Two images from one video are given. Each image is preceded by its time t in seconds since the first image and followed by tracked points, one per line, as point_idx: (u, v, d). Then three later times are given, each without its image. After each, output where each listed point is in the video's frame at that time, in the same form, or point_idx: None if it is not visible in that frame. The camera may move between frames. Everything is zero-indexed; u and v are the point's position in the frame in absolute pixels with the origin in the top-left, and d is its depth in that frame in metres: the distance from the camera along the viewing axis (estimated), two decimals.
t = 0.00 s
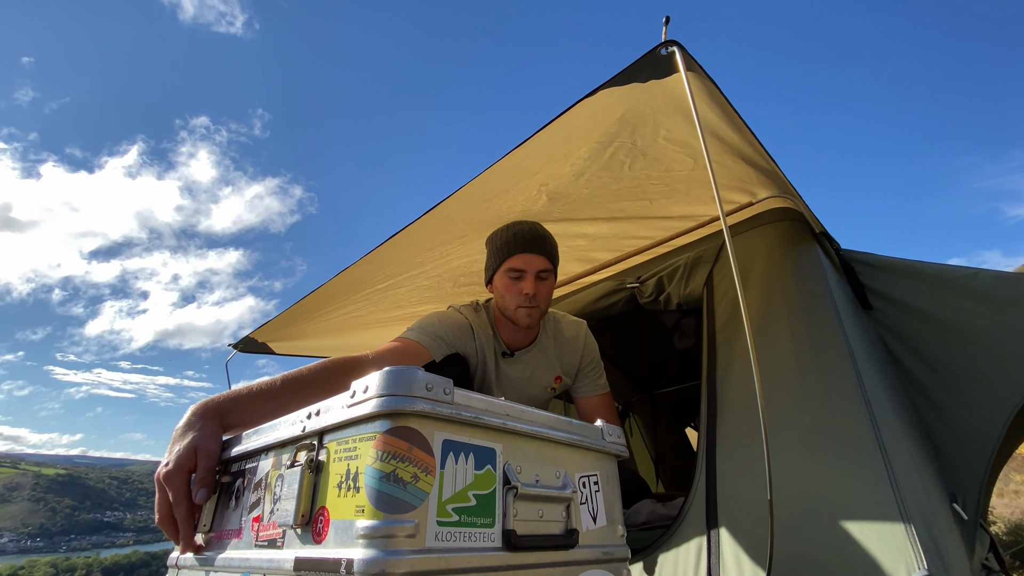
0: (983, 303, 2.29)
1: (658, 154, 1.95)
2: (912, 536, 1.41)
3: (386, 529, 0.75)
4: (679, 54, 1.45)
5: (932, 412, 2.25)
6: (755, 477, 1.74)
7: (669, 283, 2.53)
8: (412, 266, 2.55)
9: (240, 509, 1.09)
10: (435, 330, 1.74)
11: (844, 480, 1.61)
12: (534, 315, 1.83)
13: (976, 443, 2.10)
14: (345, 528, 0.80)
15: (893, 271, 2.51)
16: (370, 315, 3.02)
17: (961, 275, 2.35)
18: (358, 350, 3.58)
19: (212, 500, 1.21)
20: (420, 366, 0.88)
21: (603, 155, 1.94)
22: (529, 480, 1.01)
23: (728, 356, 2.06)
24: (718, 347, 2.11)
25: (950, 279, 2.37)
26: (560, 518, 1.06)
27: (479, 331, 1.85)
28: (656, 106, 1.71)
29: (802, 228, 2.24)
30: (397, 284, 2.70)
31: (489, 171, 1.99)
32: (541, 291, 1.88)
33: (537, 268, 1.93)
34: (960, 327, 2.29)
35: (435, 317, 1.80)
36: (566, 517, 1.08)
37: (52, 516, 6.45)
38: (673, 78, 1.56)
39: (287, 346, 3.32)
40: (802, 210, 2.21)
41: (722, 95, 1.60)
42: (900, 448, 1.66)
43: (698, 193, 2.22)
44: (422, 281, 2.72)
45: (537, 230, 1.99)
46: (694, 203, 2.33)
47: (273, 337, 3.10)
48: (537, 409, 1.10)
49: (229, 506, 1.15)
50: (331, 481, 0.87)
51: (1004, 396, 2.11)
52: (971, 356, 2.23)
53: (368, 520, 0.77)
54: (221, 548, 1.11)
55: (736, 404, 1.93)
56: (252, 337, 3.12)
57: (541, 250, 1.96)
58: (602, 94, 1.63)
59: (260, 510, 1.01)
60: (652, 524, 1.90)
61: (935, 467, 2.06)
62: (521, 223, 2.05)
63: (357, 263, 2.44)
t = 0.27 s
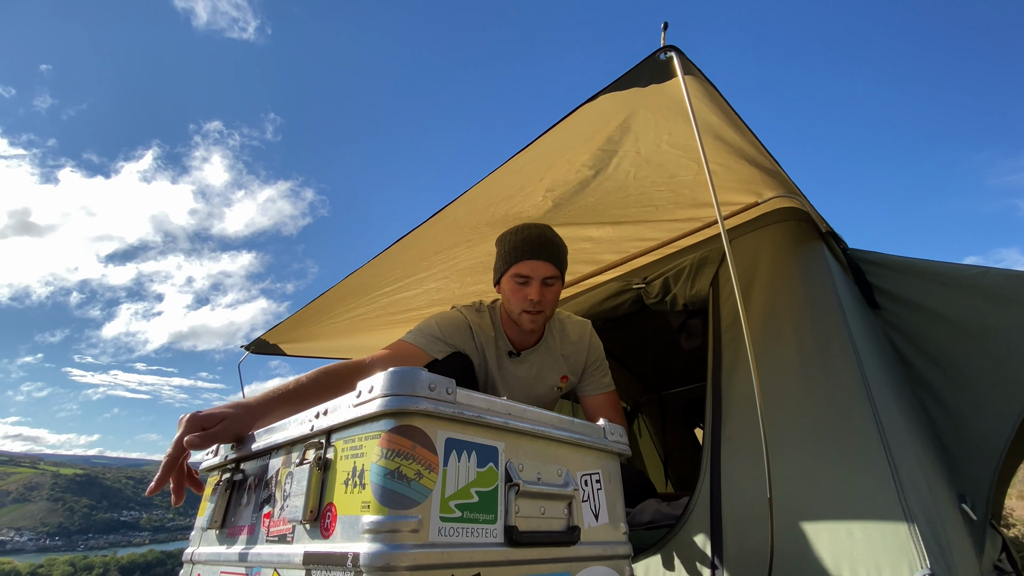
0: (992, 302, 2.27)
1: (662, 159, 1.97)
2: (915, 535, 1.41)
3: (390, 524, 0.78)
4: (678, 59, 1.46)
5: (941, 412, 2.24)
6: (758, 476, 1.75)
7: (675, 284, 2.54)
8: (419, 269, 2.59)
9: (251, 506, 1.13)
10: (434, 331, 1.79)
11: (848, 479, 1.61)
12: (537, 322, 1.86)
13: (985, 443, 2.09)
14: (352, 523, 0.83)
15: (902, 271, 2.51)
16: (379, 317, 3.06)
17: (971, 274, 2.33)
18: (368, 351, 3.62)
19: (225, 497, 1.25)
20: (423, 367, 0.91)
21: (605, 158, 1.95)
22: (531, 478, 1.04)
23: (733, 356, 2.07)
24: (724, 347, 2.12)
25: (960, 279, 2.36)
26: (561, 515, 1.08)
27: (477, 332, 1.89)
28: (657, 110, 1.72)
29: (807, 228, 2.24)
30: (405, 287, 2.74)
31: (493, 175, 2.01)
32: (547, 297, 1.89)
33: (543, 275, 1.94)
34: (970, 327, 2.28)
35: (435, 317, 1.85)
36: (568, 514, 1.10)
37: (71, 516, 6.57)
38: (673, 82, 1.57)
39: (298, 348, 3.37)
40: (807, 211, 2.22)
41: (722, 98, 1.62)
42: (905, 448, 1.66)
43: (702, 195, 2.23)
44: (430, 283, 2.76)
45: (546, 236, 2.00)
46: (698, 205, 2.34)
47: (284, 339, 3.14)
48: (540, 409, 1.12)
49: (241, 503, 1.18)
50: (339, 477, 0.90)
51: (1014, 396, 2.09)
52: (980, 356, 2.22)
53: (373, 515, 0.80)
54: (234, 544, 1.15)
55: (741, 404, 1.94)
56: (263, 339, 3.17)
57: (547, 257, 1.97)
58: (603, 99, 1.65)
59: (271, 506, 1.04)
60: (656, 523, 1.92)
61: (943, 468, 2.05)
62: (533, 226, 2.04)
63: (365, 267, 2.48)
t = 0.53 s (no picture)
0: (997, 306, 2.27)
1: (665, 161, 1.97)
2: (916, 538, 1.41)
3: (394, 522, 0.79)
4: (681, 62, 1.47)
5: (945, 416, 2.24)
6: (759, 478, 1.75)
7: (678, 285, 2.55)
8: (422, 270, 2.60)
9: (256, 504, 1.14)
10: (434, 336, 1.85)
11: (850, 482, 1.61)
12: (548, 321, 1.89)
13: (989, 447, 2.09)
14: (356, 522, 0.84)
15: (906, 275, 2.51)
16: (382, 317, 3.07)
17: (976, 278, 2.33)
18: (372, 351, 3.63)
19: (231, 495, 1.26)
20: (428, 367, 0.92)
21: (609, 161, 1.96)
22: (533, 478, 1.05)
23: (736, 358, 2.08)
24: (726, 350, 2.13)
25: (965, 282, 2.35)
26: (563, 515, 1.09)
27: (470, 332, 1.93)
28: (660, 113, 1.73)
29: (811, 230, 2.24)
30: (409, 288, 2.75)
31: (496, 178, 2.02)
32: (563, 301, 1.91)
33: (566, 279, 1.93)
34: (975, 331, 2.27)
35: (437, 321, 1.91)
36: (570, 515, 1.11)
37: (75, 513, 6.61)
38: (675, 85, 1.58)
39: (302, 348, 3.38)
40: (811, 214, 2.22)
41: (725, 102, 1.62)
42: (908, 451, 1.66)
43: (705, 197, 2.24)
44: (433, 284, 2.77)
45: (575, 241, 1.98)
46: (702, 207, 2.34)
47: (288, 338, 3.16)
48: (543, 410, 1.13)
49: (246, 501, 1.20)
50: (342, 476, 0.91)
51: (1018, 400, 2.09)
52: (984, 360, 2.22)
53: (377, 514, 0.81)
54: (239, 541, 1.16)
55: (744, 406, 1.94)
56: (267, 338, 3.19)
57: (574, 261, 1.96)
58: (606, 103, 1.65)
59: (275, 504, 1.06)
60: (658, 525, 1.92)
61: (947, 471, 2.05)
62: (561, 230, 2.02)
63: (369, 268, 2.49)
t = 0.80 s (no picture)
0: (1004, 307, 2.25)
1: (673, 163, 1.96)
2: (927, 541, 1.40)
3: (402, 525, 0.78)
4: (690, 61, 1.45)
5: (952, 418, 2.23)
6: (766, 480, 1.74)
7: (683, 286, 2.54)
8: (426, 270, 2.58)
9: (261, 505, 1.13)
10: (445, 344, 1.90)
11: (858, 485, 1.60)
12: (550, 322, 1.89)
13: (998, 449, 2.07)
14: (364, 524, 0.83)
15: (912, 275, 2.49)
16: (385, 317, 3.06)
17: (983, 279, 2.32)
18: (374, 350, 3.62)
19: (235, 496, 1.25)
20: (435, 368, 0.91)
21: (615, 161, 1.94)
22: (541, 480, 1.04)
23: (741, 359, 2.07)
24: (732, 351, 2.12)
25: (971, 283, 2.34)
26: (571, 517, 1.08)
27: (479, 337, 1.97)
28: (667, 112, 1.71)
29: (817, 231, 2.23)
30: (411, 287, 2.74)
31: (501, 178, 2.01)
32: (560, 299, 1.92)
33: (558, 275, 1.97)
34: (982, 332, 2.26)
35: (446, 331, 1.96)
36: (578, 517, 1.10)
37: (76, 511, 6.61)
38: (684, 85, 1.56)
39: (304, 347, 3.37)
40: (817, 214, 2.21)
41: (734, 101, 1.60)
42: (917, 453, 1.65)
43: (710, 198, 2.22)
44: (436, 284, 2.75)
45: (558, 238, 2.03)
46: (707, 207, 2.33)
47: (290, 338, 3.15)
48: (550, 411, 1.12)
49: (252, 501, 1.18)
50: (350, 478, 0.90)
51: None
52: (992, 361, 2.20)
53: (385, 516, 0.80)
54: (244, 542, 1.15)
55: (750, 407, 1.93)
56: (269, 338, 3.17)
57: (562, 257, 2.00)
58: (613, 102, 1.64)
59: (281, 506, 1.05)
60: (663, 526, 1.92)
61: (954, 474, 2.04)
62: (544, 231, 2.10)
63: (372, 267, 2.48)
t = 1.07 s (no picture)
0: (997, 309, 2.27)
1: (669, 157, 1.95)
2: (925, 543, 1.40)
3: (401, 531, 0.76)
4: (693, 57, 1.44)
5: (944, 419, 2.24)
6: (762, 481, 1.74)
7: (678, 286, 2.53)
8: (421, 267, 2.56)
9: (253, 508, 1.10)
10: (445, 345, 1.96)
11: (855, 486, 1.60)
12: (541, 314, 1.93)
13: (989, 450, 2.08)
14: (360, 529, 0.80)
15: (906, 277, 2.50)
16: (378, 314, 3.04)
17: (975, 281, 2.33)
18: (366, 348, 3.59)
19: (225, 498, 1.22)
20: (434, 368, 0.88)
21: (614, 158, 1.93)
22: (541, 483, 1.02)
23: (738, 359, 2.06)
24: (727, 351, 2.11)
25: (964, 285, 2.35)
26: (571, 520, 1.06)
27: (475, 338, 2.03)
28: (668, 108, 1.70)
29: (813, 231, 2.23)
30: (406, 284, 2.71)
31: (500, 174, 1.99)
32: (548, 289, 1.98)
33: (544, 267, 2.03)
34: (974, 333, 2.27)
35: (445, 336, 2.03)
36: (577, 520, 1.08)
37: (61, 507, 6.50)
38: (686, 80, 1.55)
39: (295, 344, 3.33)
40: (813, 214, 2.21)
41: (736, 99, 1.60)
42: (912, 454, 1.65)
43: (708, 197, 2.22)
44: (431, 281, 2.73)
45: (539, 233, 2.12)
46: (704, 206, 2.33)
47: (281, 335, 3.11)
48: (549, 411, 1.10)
49: (241, 505, 1.16)
50: (346, 481, 0.88)
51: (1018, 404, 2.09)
52: (984, 363, 2.22)
53: (383, 522, 0.77)
54: (234, 546, 1.12)
55: (746, 408, 1.93)
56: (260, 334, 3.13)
57: (546, 249, 2.06)
58: (615, 98, 1.63)
59: (274, 509, 1.02)
60: (659, 526, 1.92)
61: (946, 475, 2.04)
62: (527, 229, 2.18)
63: (367, 263, 2.45)
